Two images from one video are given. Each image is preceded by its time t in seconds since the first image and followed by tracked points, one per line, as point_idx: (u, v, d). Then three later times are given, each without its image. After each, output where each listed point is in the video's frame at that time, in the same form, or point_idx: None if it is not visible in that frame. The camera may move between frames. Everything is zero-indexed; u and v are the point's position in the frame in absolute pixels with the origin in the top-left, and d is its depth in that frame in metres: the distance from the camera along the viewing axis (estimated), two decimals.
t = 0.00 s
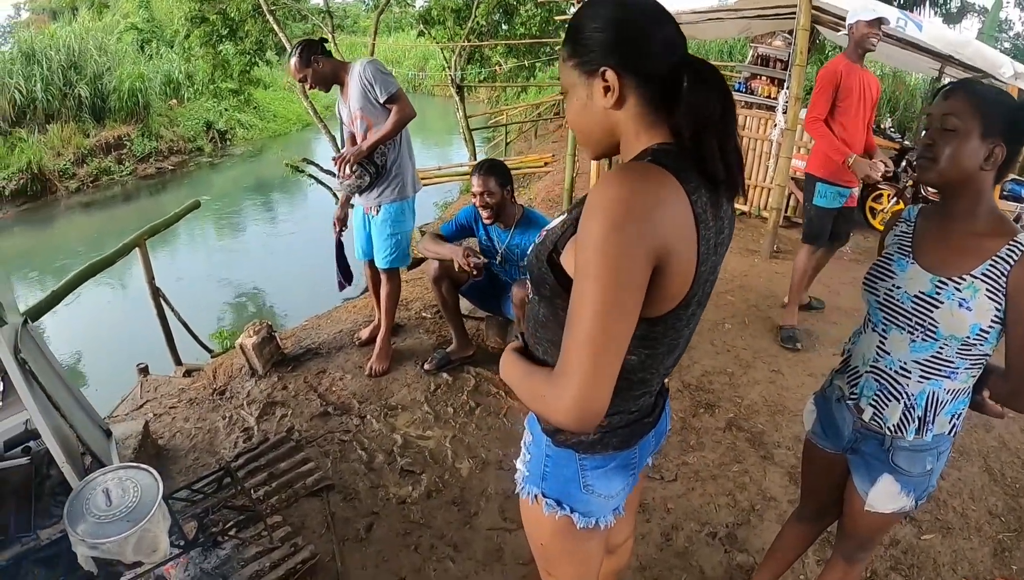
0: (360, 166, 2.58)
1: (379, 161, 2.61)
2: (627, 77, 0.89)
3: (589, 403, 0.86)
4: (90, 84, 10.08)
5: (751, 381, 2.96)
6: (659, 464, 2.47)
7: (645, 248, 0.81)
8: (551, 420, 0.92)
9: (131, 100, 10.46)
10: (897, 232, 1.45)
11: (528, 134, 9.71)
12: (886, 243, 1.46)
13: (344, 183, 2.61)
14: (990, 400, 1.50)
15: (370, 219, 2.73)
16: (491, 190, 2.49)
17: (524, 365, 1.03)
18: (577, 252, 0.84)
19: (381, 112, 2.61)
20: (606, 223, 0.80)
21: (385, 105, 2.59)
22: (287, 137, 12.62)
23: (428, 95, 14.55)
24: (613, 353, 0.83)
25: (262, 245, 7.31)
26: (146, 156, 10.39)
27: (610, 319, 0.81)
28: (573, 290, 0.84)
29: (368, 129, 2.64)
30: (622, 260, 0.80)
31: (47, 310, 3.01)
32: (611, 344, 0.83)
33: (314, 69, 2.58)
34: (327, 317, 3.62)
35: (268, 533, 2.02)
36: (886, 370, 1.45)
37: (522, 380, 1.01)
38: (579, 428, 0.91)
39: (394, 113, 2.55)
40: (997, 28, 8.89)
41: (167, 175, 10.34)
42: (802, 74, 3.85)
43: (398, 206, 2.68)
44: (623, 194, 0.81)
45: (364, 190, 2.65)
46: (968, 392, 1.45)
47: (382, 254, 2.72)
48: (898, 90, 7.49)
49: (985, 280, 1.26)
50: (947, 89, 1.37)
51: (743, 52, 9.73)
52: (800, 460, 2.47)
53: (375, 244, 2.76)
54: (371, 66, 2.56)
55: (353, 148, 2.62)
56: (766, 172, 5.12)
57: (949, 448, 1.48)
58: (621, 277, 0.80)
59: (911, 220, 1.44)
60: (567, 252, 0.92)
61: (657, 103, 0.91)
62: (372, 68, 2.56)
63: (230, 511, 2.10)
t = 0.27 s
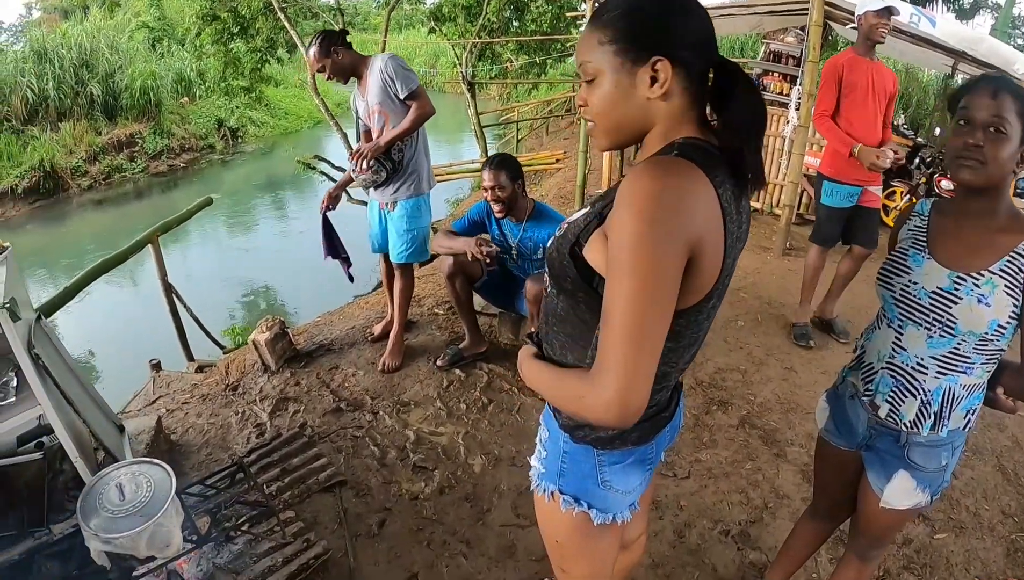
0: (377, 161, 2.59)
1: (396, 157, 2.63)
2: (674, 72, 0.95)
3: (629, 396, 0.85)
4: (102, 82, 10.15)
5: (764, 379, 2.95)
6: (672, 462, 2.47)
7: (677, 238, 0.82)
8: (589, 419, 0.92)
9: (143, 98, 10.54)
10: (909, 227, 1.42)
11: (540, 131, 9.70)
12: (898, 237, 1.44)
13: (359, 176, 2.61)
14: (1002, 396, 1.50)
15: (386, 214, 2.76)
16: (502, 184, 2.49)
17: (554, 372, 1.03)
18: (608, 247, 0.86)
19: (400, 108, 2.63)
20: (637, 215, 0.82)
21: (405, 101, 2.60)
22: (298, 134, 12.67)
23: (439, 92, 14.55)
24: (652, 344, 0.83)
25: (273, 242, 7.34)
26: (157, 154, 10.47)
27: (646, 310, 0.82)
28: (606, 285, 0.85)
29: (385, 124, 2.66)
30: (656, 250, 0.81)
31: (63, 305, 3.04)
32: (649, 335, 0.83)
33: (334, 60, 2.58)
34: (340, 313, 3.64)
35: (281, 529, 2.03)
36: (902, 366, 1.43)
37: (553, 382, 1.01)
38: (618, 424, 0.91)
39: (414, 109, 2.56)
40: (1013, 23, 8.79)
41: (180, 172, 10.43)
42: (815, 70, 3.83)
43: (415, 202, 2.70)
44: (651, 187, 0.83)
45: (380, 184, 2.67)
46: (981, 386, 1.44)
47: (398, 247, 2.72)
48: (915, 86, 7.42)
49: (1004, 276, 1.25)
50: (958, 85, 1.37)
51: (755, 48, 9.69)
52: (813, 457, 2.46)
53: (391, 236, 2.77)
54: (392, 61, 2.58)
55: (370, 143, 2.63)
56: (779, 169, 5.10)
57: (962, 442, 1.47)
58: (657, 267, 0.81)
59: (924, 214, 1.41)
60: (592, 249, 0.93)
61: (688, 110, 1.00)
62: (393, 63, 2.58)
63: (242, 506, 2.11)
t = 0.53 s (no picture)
0: (410, 163, 2.62)
1: (427, 159, 2.66)
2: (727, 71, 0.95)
3: (686, 398, 0.86)
4: (131, 85, 10.36)
5: (794, 381, 2.92)
6: (700, 463, 2.45)
7: (727, 235, 0.82)
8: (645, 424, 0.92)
9: (171, 101, 10.75)
10: (942, 226, 1.38)
11: (565, 132, 9.70)
12: (932, 237, 1.39)
13: (389, 177, 2.64)
14: None
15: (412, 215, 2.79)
16: (531, 180, 2.53)
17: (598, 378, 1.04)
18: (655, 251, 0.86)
19: (434, 110, 2.68)
20: (685, 214, 0.83)
21: (440, 104, 2.65)
22: (325, 136, 12.82)
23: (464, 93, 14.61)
24: (705, 343, 0.84)
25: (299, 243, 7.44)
26: (186, 156, 10.72)
27: (698, 309, 0.82)
28: (655, 287, 0.85)
29: (417, 125, 2.70)
30: (706, 249, 0.82)
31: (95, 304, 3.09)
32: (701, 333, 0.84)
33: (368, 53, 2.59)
34: (368, 314, 3.67)
35: (308, 527, 2.06)
36: (941, 372, 1.39)
37: (600, 390, 1.01)
38: (672, 426, 0.91)
39: (449, 112, 2.62)
40: None
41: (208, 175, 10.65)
42: (843, 68, 3.78)
43: (442, 204, 2.74)
44: (694, 187, 0.84)
45: (410, 185, 2.70)
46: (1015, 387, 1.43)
47: (423, 248, 2.77)
48: (952, 82, 7.25)
49: None
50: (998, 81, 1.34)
51: (782, 46, 9.59)
52: (843, 461, 2.43)
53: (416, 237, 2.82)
54: (427, 63, 2.61)
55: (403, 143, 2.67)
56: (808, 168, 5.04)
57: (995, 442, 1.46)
58: (705, 266, 0.82)
59: (955, 213, 1.37)
60: (633, 249, 0.93)
61: (731, 108, 1.01)
62: (428, 65, 2.61)
63: (271, 504, 2.13)
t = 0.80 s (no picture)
0: (454, 166, 2.67)
1: (471, 162, 2.71)
2: (762, 78, 0.96)
3: (740, 408, 0.86)
4: (171, 88, 10.66)
5: (832, 390, 2.88)
6: (736, 471, 2.43)
7: (779, 246, 0.82)
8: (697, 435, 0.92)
9: (211, 103, 11.06)
10: (992, 232, 1.34)
11: (603, 136, 9.69)
12: (980, 245, 1.36)
13: (433, 181, 2.71)
14: None
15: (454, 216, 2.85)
16: (575, 181, 2.54)
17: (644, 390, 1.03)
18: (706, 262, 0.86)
19: (479, 115, 2.72)
20: (736, 225, 0.83)
21: (485, 108, 2.69)
22: (363, 139, 13.03)
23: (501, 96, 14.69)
24: (759, 352, 0.84)
25: (335, 243, 7.55)
26: (225, 156, 11.04)
27: (751, 319, 0.82)
28: (708, 298, 0.85)
29: (461, 129, 2.75)
30: (759, 259, 0.82)
31: (139, 297, 3.20)
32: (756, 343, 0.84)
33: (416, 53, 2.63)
34: (405, 315, 3.71)
35: (344, 524, 2.09)
36: (1000, 387, 1.35)
37: (647, 404, 1.01)
38: (725, 437, 0.90)
39: (494, 116, 2.65)
40: None
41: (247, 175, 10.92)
42: (883, 72, 3.72)
43: (483, 206, 2.76)
44: (744, 198, 0.84)
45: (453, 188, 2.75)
46: None
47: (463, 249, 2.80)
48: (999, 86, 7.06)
49: None
50: None
51: (822, 50, 9.48)
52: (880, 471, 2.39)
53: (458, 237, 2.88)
54: (473, 68, 2.65)
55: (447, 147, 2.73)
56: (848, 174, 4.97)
57: None
58: (759, 276, 0.82)
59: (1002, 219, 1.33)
60: (681, 259, 0.93)
61: (774, 113, 1.01)
62: (474, 70, 2.64)
63: (308, 500, 2.17)
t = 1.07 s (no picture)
0: (510, 167, 2.80)
1: (525, 163, 2.85)
2: (816, 83, 0.93)
3: (759, 416, 0.86)
4: (224, 85, 11.05)
5: (879, 403, 2.79)
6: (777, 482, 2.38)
7: (821, 261, 0.82)
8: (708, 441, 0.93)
9: (263, 100, 11.45)
10: None
11: (652, 138, 9.61)
12: None
13: (488, 180, 2.81)
14: None
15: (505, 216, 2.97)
16: (628, 180, 2.56)
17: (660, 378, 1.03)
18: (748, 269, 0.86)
19: (536, 116, 2.87)
20: (781, 235, 0.83)
21: (543, 111, 2.84)
22: (412, 137, 13.25)
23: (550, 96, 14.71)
24: (787, 366, 0.84)
25: (380, 240, 7.67)
26: (276, 153, 11.53)
27: (784, 332, 0.82)
28: (743, 306, 0.85)
29: (516, 128, 2.89)
30: (800, 273, 0.82)
31: (190, 289, 3.28)
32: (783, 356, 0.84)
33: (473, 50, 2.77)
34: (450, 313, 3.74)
35: (384, 518, 2.12)
36: None
37: (663, 392, 1.01)
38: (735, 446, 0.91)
39: (552, 119, 2.81)
40: None
41: (297, 172, 11.42)
42: (937, 78, 3.61)
43: (533, 206, 2.90)
44: (795, 208, 0.83)
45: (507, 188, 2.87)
46: None
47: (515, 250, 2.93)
48: None
49: None
50: None
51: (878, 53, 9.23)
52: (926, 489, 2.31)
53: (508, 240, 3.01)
54: (531, 71, 2.81)
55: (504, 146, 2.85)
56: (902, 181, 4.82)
57: None
58: (798, 290, 0.82)
59: None
60: (728, 264, 0.94)
61: (834, 119, 0.97)
62: (532, 73, 2.80)
63: (349, 493, 2.20)
